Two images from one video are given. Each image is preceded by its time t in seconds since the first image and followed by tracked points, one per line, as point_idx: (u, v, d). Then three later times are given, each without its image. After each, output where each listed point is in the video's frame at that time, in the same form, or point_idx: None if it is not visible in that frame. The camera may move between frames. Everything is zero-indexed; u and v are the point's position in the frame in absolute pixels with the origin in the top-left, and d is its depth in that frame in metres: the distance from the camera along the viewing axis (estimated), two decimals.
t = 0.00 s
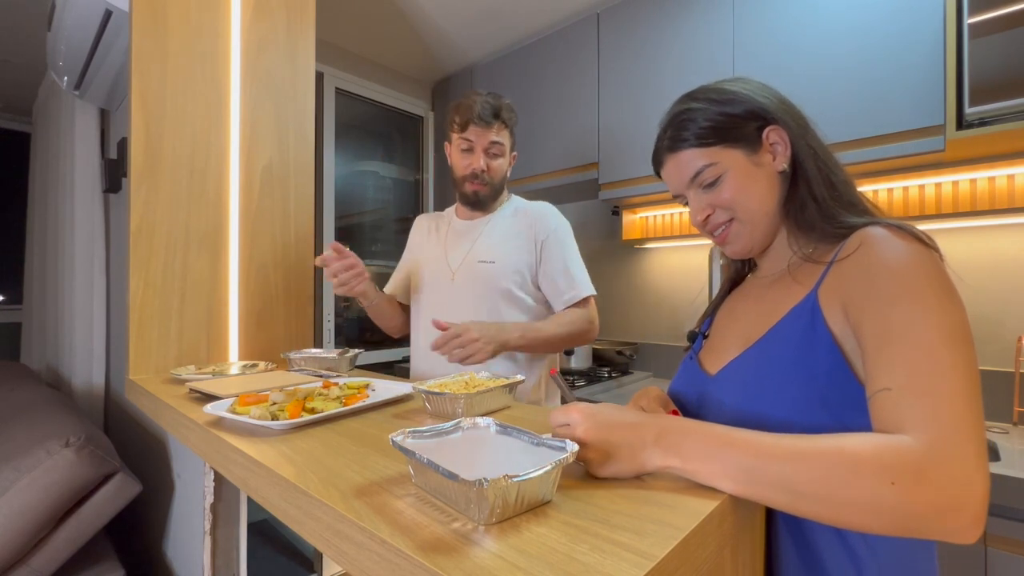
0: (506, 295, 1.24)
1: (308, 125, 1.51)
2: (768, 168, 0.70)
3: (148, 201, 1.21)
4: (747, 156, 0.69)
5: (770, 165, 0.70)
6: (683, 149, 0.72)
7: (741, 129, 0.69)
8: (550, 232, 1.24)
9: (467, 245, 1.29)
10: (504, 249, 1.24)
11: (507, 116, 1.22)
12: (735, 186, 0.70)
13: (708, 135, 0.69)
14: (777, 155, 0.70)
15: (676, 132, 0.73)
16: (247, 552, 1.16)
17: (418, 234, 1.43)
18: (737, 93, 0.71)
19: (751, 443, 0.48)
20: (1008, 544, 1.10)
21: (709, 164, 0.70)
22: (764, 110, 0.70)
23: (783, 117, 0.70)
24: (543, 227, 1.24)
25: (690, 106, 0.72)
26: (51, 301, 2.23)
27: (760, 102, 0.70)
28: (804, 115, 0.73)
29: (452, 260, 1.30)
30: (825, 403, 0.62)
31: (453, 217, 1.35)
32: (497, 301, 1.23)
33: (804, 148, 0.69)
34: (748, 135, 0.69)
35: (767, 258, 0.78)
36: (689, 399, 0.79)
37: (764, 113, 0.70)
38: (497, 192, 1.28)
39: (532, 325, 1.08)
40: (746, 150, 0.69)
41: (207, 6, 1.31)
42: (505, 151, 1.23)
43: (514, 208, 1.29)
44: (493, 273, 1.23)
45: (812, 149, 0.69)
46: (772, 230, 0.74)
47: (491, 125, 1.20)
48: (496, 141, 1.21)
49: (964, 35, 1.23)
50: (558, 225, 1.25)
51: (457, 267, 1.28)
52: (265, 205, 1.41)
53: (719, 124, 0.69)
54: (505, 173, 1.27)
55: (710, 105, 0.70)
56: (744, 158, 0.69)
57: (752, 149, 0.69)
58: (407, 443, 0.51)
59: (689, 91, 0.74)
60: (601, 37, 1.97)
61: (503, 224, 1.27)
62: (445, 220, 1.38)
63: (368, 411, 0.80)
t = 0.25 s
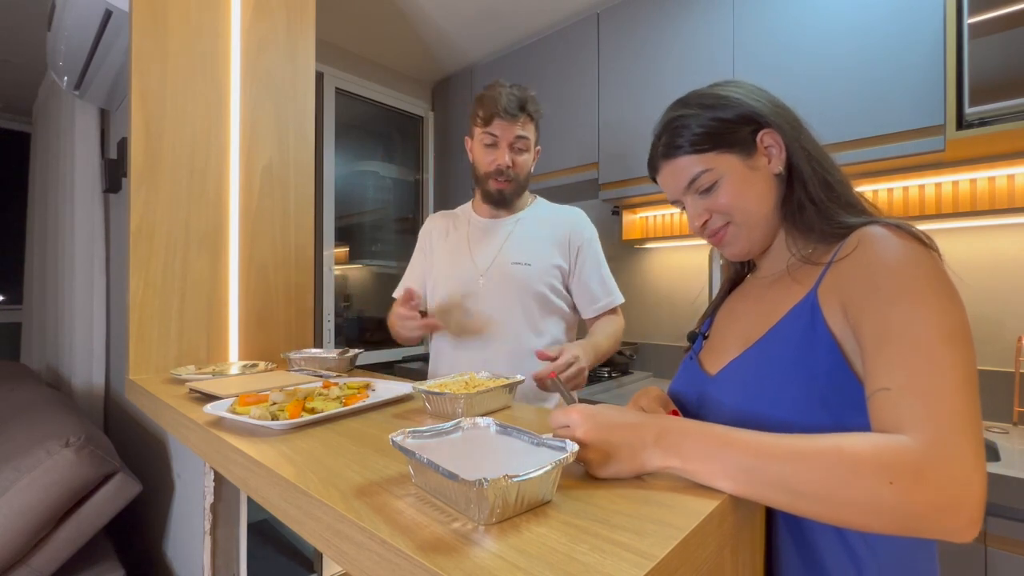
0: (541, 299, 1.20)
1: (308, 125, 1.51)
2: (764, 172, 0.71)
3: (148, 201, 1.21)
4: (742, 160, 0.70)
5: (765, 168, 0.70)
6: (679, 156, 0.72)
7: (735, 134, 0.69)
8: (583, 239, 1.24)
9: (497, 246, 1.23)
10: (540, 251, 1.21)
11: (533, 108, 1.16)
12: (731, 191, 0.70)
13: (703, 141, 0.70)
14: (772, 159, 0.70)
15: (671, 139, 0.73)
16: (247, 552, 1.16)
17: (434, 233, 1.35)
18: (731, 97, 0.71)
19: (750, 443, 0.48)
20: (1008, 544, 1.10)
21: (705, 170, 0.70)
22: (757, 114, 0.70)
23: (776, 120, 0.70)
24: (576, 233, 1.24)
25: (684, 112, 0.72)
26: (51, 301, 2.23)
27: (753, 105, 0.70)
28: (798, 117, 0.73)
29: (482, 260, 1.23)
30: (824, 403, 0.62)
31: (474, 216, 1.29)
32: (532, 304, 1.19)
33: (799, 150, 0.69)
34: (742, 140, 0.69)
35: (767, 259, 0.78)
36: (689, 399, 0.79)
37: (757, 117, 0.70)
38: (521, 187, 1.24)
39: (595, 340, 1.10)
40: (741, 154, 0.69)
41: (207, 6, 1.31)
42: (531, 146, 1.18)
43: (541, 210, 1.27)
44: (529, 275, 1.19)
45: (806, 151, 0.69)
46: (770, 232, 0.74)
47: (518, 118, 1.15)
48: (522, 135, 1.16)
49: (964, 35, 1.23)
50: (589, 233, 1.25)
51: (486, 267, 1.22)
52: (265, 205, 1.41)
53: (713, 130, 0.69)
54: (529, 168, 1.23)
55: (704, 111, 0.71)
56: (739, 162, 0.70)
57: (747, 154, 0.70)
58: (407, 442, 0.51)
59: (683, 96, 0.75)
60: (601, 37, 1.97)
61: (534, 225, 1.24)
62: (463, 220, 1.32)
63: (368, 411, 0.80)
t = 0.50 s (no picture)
0: (570, 299, 1.21)
1: (308, 125, 1.51)
2: (761, 174, 0.71)
3: (148, 201, 1.21)
4: (739, 163, 0.70)
5: (763, 170, 0.70)
6: (676, 160, 0.73)
7: (731, 138, 0.69)
8: (605, 243, 1.26)
9: (525, 247, 1.22)
10: (567, 252, 1.22)
11: (564, 108, 1.14)
12: (729, 194, 0.70)
13: (699, 145, 0.70)
14: (769, 161, 0.70)
15: (668, 144, 0.73)
16: (247, 553, 1.16)
17: (452, 233, 1.31)
18: (726, 101, 0.71)
19: (750, 443, 0.48)
20: (1008, 544, 1.10)
21: (703, 174, 0.70)
22: (754, 117, 0.70)
23: (772, 122, 0.70)
24: (599, 236, 1.25)
25: (681, 117, 0.73)
26: (51, 301, 2.22)
27: (749, 108, 0.70)
28: (795, 118, 0.73)
29: (509, 261, 1.22)
30: (824, 403, 0.62)
31: (496, 216, 1.27)
32: (563, 305, 1.20)
33: (796, 152, 0.69)
34: (739, 143, 0.69)
35: (767, 259, 0.78)
36: (689, 399, 0.78)
37: (753, 120, 0.70)
38: (544, 187, 1.21)
39: (602, 348, 1.06)
40: (738, 157, 0.70)
41: (207, 6, 1.31)
42: (557, 146, 1.15)
43: (561, 212, 1.27)
44: (560, 277, 1.20)
45: (803, 152, 0.69)
46: (769, 233, 0.74)
47: (545, 117, 1.12)
48: (549, 134, 1.13)
49: (964, 35, 1.24)
50: (610, 236, 1.27)
51: (514, 268, 1.21)
52: (265, 205, 1.41)
53: (710, 134, 0.69)
54: (555, 169, 1.20)
55: (700, 115, 0.71)
56: (737, 165, 0.70)
57: (744, 157, 0.70)
58: (407, 442, 0.51)
59: (678, 101, 0.75)
60: (601, 37, 1.97)
61: (558, 227, 1.24)
62: (482, 220, 1.30)
63: (368, 411, 0.80)
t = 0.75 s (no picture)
0: (586, 299, 1.21)
1: (308, 126, 1.51)
2: (759, 175, 0.71)
3: (148, 201, 1.21)
4: (736, 165, 0.70)
5: (760, 171, 0.70)
6: (674, 164, 0.73)
7: (728, 140, 0.69)
8: (622, 241, 1.25)
9: (541, 246, 1.22)
10: (583, 252, 1.21)
11: (576, 104, 1.14)
12: (727, 195, 0.70)
13: (697, 148, 0.70)
14: (766, 162, 0.70)
15: (666, 147, 0.74)
16: (247, 553, 1.16)
17: (466, 232, 1.30)
18: (722, 103, 0.71)
19: (749, 442, 0.48)
20: (1009, 544, 1.09)
21: (700, 177, 0.70)
22: (750, 119, 0.70)
23: (769, 124, 0.70)
24: (615, 234, 1.24)
25: (677, 121, 0.73)
26: (50, 301, 2.22)
27: (745, 111, 0.70)
28: (791, 119, 0.73)
29: (525, 260, 1.22)
30: (824, 402, 0.62)
31: (511, 215, 1.27)
32: (579, 305, 1.20)
33: (794, 153, 0.69)
34: (736, 146, 0.69)
35: (767, 260, 0.78)
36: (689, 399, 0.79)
37: (750, 122, 0.70)
38: (559, 184, 1.20)
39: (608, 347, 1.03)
40: (735, 159, 0.70)
41: (207, 6, 1.31)
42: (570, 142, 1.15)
43: (577, 210, 1.26)
44: (575, 277, 1.20)
45: (800, 153, 0.69)
46: (769, 234, 0.74)
47: (558, 112, 1.12)
48: (561, 131, 1.13)
49: (964, 35, 1.24)
50: (627, 235, 1.26)
51: (529, 267, 1.21)
52: (265, 206, 1.41)
53: (707, 136, 0.69)
54: (568, 166, 1.19)
55: (696, 119, 0.71)
56: (734, 167, 0.70)
57: (741, 158, 0.70)
58: (407, 443, 0.51)
59: (675, 105, 0.75)
60: (601, 37, 1.97)
61: (574, 226, 1.24)
62: (497, 219, 1.30)
63: (368, 411, 0.80)
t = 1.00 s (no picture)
0: (592, 300, 1.20)
1: (308, 125, 1.51)
2: (758, 175, 0.71)
3: (148, 201, 1.21)
4: (735, 166, 0.70)
5: (759, 172, 0.70)
6: (673, 165, 0.73)
7: (727, 141, 0.69)
8: (629, 241, 1.23)
9: (547, 247, 1.22)
10: (588, 251, 1.21)
11: (583, 103, 1.13)
12: (727, 196, 0.70)
13: (696, 149, 0.70)
14: (765, 162, 0.70)
15: (665, 148, 0.74)
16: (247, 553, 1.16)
17: (473, 232, 1.31)
18: (721, 104, 0.71)
19: (749, 442, 0.48)
20: (1009, 544, 1.09)
21: (700, 177, 0.70)
22: (749, 119, 0.70)
23: (768, 124, 0.70)
24: (623, 234, 1.23)
25: (677, 122, 0.73)
26: (50, 301, 2.22)
27: (744, 111, 0.70)
28: (790, 120, 0.73)
29: (530, 260, 1.22)
30: (824, 402, 0.62)
31: (518, 215, 1.27)
32: (585, 307, 1.19)
33: (793, 153, 0.69)
34: (735, 146, 0.69)
35: (767, 260, 0.78)
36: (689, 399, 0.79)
37: (749, 123, 0.70)
38: (566, 184, 1.20)
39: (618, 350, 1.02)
40: (735, 160, 0.70)
41: (207, 6, 1.31)
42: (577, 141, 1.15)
43: (584, 210, 1.26)
44: (581, 277, 1.19)
45: (799, 153, 0.69)
46: (769, 234, 0.74)
47: (565, 111, 1.12)
48: (568, 129, 1.13)
49: (964, 35, 1.24)
50: (635, 234, 1.25)
51: (534, 268, 1.21)
52: (265, 206, 1.41)
53: (706, 137, 0.69)
54: (576, 166, 1.19)
55: (695, 120, 0.71)
56: (734, 168, 0.70)
57: (740, 159, 0.70)
58: (407, 443, 0.51)
59: (674, 106, 0.75)
60: (601, 37, 1.97)
61: (581, 226, 1.24)
62: (505, 219, 1.30)
63: (368, 411, 0.80)
